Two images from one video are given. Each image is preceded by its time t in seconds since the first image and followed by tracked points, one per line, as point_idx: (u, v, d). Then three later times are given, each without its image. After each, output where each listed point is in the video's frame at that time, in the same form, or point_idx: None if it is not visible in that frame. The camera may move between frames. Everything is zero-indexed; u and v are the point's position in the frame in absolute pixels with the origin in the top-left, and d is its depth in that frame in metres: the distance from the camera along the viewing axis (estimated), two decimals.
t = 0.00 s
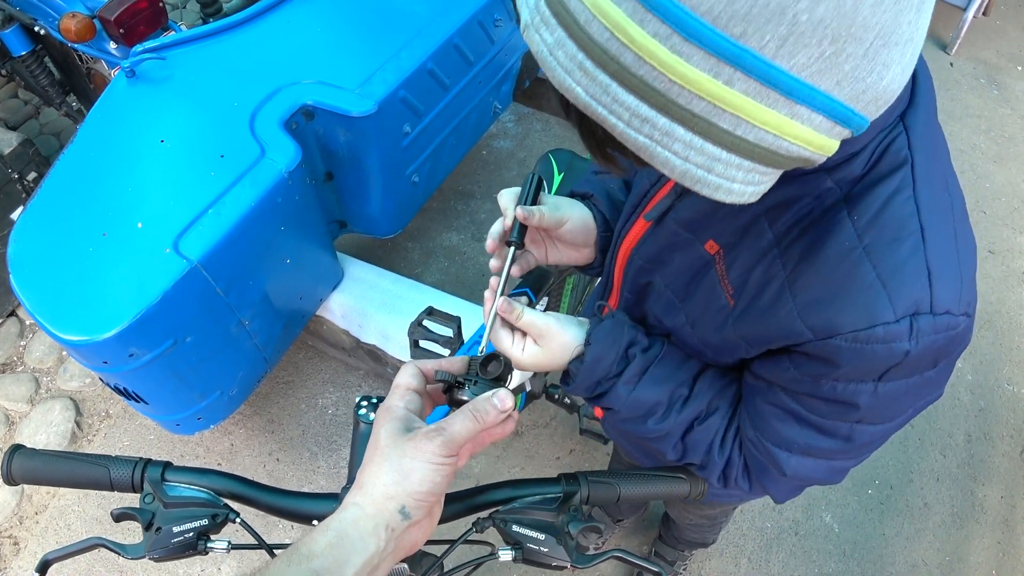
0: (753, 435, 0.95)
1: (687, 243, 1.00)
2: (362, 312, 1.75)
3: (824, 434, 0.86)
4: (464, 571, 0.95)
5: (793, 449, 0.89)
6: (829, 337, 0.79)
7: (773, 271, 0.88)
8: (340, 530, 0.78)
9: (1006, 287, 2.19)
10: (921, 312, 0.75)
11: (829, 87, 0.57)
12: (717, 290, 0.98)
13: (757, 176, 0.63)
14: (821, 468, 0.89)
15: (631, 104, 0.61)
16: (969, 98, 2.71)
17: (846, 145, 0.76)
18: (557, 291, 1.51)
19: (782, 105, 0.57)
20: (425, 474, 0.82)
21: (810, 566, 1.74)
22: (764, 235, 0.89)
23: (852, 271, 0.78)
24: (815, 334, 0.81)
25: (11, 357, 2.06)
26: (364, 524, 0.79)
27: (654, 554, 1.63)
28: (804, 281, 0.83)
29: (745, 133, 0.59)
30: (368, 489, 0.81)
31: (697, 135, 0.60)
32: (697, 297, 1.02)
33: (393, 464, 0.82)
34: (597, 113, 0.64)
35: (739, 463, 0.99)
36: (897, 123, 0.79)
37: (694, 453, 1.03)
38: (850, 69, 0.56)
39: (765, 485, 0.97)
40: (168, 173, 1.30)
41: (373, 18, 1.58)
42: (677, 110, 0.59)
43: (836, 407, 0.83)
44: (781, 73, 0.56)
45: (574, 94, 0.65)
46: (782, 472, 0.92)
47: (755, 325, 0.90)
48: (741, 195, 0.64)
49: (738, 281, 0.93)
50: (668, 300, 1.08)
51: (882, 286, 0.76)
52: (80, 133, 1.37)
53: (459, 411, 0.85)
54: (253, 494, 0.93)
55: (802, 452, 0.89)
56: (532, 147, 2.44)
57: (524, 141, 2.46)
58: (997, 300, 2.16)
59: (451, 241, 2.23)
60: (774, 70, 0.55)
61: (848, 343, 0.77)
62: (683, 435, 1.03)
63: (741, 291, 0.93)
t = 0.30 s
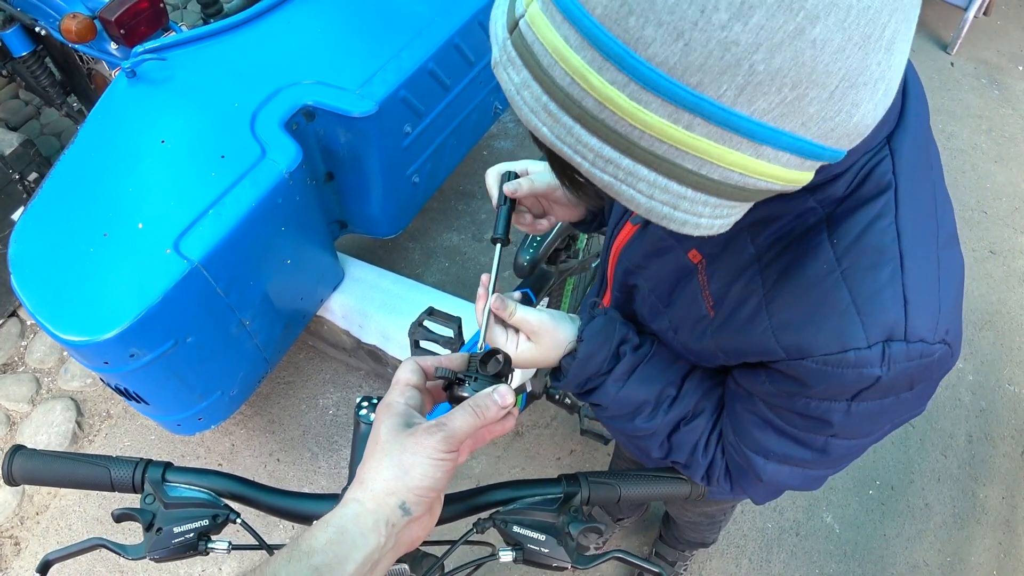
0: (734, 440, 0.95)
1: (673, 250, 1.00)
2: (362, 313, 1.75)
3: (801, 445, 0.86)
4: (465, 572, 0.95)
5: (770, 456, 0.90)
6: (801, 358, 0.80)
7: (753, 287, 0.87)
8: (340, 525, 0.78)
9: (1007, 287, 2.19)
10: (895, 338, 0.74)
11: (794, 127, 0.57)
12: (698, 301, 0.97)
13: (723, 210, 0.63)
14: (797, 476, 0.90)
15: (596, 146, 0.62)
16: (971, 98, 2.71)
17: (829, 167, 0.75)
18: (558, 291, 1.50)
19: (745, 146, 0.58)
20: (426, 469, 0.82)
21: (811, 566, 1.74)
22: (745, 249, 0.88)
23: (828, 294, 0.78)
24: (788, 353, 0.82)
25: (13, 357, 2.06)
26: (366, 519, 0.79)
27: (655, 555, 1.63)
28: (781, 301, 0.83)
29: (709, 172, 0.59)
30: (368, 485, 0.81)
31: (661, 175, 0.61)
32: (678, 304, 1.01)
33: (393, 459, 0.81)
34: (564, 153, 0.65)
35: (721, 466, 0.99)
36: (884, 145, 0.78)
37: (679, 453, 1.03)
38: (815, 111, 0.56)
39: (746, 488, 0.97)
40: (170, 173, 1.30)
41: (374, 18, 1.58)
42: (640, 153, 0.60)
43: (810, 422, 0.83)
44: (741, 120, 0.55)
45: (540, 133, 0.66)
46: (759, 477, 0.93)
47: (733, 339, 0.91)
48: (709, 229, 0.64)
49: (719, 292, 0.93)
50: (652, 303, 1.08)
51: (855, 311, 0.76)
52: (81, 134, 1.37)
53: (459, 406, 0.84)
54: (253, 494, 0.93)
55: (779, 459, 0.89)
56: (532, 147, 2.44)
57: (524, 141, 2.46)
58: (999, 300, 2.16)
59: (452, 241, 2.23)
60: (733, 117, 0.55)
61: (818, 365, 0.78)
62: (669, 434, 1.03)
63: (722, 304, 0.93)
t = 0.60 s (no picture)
0: (740, 443, 0.95)
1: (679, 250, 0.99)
2: (367, 311, 1.75)
3: (809, 451, 0.86)
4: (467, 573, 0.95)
5: (777, 460, 0.89)
6: (808, 366, 0.80)
7: (758, 292, 0.87)
8: (334, 516, 0.78)
9: (1014, 287, 2.18)
10: (904, 346, 0.74)
11: (791, 131, 0.56)
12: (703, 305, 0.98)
13: (721, 213, 0.63)
14: (804, 480, 0.90)
15: (589, 147, 0.62)
16: (977, 98, 2.70)
17: (835, 171, 0.76)
18: (563, 291, 1.49)
19: (741, 150, 0.57)
20: (419, 460, 0.82)
21: (816, 567, 1.73)
22: (751, 252, 0.88)
23: (836, 301, 0.78)
24: (795, 359, 0.81)
25: (18, 355, 2.07)
26: (359, 510, 0.79)
27: (659, 555, 1.62)
28: (788, 307, 0.83)
29: (705, 175, 0.59)
30: (362, 476, 0.81)
31: (655, 177, 0.60)
32: (683, 307, 1.02)
33: (387, 450, 0.82)
34: (558, 153, 0.65)
35: (727, 468, 0.99)
36: (892, 148, 0.78)
37: (685, 455, 1.02)
38: (812, 116, 0.55)
39: (752, 491, 0.97)
40: (175, 171, 1.30)
41: (378, 17, 1.57)
42: (634, 155, 0.60)
43: (817, 428, 0.83)
44: (735, 123, 0.55)
45: (535, 134, 0.66)
46: (766, 482, 0.92)
47: (737, 341, 0.91)
48: (705, 231, 0.63)
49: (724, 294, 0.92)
50: (657, 305, 1.08)
51: (864, 319, 0.75)
52: (86, 132, 1.37)
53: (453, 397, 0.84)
54: (257, 494, 0.93)
55: (786, 463, 0.89)
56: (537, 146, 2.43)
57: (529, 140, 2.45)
58: (1005, 300, 2.15)
59: (456, 240, 2.23)
60: (727, 121, 0.55)
61: (824, 373, 0.78)
62: (675, 436, 1.02)
63: (725, 308, 0.93)
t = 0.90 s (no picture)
0: (774, 458, 0.92)
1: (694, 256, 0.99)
2: (372, 309, 1.75)
3: (847, 459, 0.84)
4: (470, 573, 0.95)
5: (816, 473, 0.87)
6: (841, 378, 0.78)
7: (782, 302, 0.86)
8: (336, 527, 0.78)
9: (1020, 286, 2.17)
10: (938, 352, 0.73)
11: (805, 134, 0.55)
12: (720, 316, 0.98)
13: (734, 218, 0.62)
14: (843, 488, 0.88)
15: (600, 151, 0.61)
16: (984, 97, 2.69)
17: (853, 175, 0.74)
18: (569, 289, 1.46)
19: (755, 153, 0.56)
20: (422, 475, 0.82)
21: (820, 567, 1.73)
22: (768, 261, 0.88)
23: (866, 310, 0.77)
24: (827, 373, 0.80)
25: (22, 351, 2.07)
26: (360, 522, 0.78)
27: (664, 554, 1.62)
28: (813, 321, 0.82)
29: (717, 178, 0.59)
30: (364, 488, 0.81)
31: (667, 181, 0.60)
32: (700, 320, 1.02)
33: (390, 463, 0.81)
34: (567, 157, 0.65)
35: (763, 483, 0.96)
36: (910, 151, 0.78)
37: (716, 477, 0.98)
38: (828, 118, 0.54)
39: (790, 503, 0.94)
40: (181, 168, 1.30)
41: (384, 14, 1.57)
42: (645, 158, 0.60)
43: (853, 439, 0.82)
44: (748, 126, 0.54)
45: (545, 137, 0.66)
46: (805, 494, 0.90)
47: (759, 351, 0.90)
48: (717, 236, 0.63)
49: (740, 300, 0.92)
50: (673, 315, 1.08)
51: (896, 327, 0.75)
52: (92, 128, 1.37)
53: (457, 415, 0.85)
54: (262, 492, 0.93)
55: (825, 475, 0.87)
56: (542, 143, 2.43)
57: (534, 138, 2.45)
58: (1011, 299, 2.14)
59: (461, 237, 2.23)
60: (740, 124, 0.54)
61: (861, 385, 0.76)
62: (703, 460, 0.98)
63: (744, 321, 0.92)
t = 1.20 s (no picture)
0: (791, 463, 0.91)
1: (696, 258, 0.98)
2: (372, 305, 1.74)
3: (867, 460, 0.84)
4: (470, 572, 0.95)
5: (836, 476, 0.86)
6: (859, 381, 0.77)
7: (792, 306, 0.85)
8: (340, 541, 0.77)
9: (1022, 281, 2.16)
10: (955, 349, 0.73)
11: (809, 137, 0.55)
12: (726, 323, 0.97)
13: (738, 224, 0.62)
14: (864, 487, 0.87)
15: (598, 163, 0.61)
16: (986, 91, 2.68)
17: (856, 174, 0.73)
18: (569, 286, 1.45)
19: (758, 159, 0.56)
20: (428, 493, 0.81)
21: (822, 563, 1.73)
22: (773, 264, 0.87)
23: (879, 312, 0.76)
24: (843, 377, 0.79)
25: (22, 349, 2.07)
26: (364, 537, 0.77)
27: (665, 551, 1.62)
28: (825, 322, 0.81)
29: (720, 186, 0.58)
30: (370, 502, 0.79)
31: (669, 191, 0.59)
32: (704, 329, 1.02)
33: (397, 479, 0.80)
34: (565, 171, 0.64)
35: (782, 490, 0.95)
36: (914, 147, 0.77)
37: (735, 487, 0.98)
38: (831, 119, 0.54)
39: (812, 507, 0.94)
40: (179, 164, 1.30)
41: (382, 9, 1.56)
42: (645, 168, 0.59)
43: (873, 440, 0.81)
44: (749, 131, 0.54)
45: (542, 151, 0.65)
46: (827, 496, 0.89)
47: (770, 355, 0.90)
48: (723, 243, 0.62)
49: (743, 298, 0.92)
50: (676, 322, 1.08)
51: (912, 327, 0.74)
52: (89, 126, 1.36)
53: (464, 432, 0.83)
54: (261, 492, 0.93)
55: (845, 476, 0.86)
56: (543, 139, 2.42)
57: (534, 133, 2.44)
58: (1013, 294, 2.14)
59: (462, 233, 2.22)
60: (741, 130, 0.54)
61: (879, 387, 0.76)
62: (719, 473, 0.98)
63: (751, 329, 0.92)
